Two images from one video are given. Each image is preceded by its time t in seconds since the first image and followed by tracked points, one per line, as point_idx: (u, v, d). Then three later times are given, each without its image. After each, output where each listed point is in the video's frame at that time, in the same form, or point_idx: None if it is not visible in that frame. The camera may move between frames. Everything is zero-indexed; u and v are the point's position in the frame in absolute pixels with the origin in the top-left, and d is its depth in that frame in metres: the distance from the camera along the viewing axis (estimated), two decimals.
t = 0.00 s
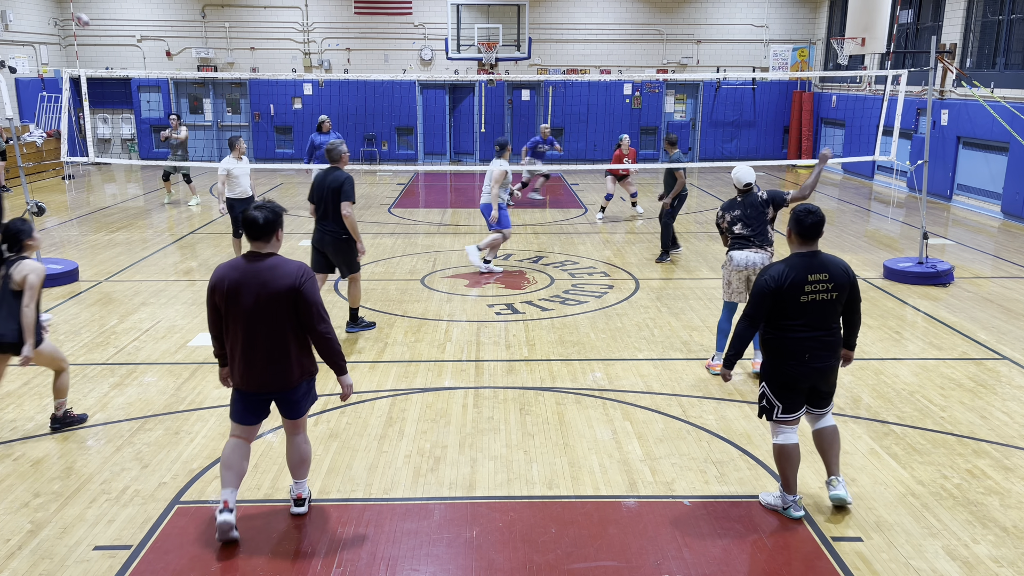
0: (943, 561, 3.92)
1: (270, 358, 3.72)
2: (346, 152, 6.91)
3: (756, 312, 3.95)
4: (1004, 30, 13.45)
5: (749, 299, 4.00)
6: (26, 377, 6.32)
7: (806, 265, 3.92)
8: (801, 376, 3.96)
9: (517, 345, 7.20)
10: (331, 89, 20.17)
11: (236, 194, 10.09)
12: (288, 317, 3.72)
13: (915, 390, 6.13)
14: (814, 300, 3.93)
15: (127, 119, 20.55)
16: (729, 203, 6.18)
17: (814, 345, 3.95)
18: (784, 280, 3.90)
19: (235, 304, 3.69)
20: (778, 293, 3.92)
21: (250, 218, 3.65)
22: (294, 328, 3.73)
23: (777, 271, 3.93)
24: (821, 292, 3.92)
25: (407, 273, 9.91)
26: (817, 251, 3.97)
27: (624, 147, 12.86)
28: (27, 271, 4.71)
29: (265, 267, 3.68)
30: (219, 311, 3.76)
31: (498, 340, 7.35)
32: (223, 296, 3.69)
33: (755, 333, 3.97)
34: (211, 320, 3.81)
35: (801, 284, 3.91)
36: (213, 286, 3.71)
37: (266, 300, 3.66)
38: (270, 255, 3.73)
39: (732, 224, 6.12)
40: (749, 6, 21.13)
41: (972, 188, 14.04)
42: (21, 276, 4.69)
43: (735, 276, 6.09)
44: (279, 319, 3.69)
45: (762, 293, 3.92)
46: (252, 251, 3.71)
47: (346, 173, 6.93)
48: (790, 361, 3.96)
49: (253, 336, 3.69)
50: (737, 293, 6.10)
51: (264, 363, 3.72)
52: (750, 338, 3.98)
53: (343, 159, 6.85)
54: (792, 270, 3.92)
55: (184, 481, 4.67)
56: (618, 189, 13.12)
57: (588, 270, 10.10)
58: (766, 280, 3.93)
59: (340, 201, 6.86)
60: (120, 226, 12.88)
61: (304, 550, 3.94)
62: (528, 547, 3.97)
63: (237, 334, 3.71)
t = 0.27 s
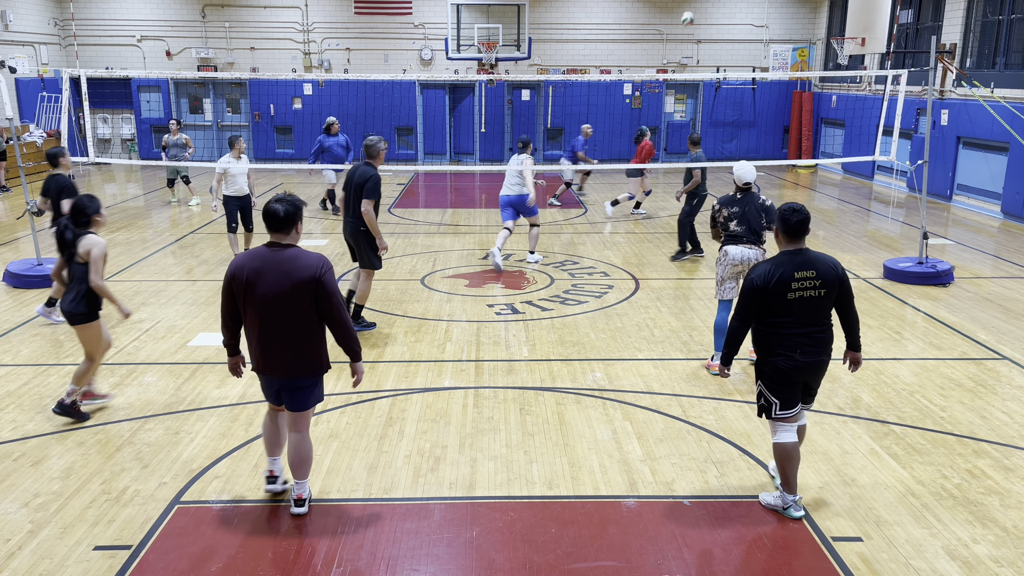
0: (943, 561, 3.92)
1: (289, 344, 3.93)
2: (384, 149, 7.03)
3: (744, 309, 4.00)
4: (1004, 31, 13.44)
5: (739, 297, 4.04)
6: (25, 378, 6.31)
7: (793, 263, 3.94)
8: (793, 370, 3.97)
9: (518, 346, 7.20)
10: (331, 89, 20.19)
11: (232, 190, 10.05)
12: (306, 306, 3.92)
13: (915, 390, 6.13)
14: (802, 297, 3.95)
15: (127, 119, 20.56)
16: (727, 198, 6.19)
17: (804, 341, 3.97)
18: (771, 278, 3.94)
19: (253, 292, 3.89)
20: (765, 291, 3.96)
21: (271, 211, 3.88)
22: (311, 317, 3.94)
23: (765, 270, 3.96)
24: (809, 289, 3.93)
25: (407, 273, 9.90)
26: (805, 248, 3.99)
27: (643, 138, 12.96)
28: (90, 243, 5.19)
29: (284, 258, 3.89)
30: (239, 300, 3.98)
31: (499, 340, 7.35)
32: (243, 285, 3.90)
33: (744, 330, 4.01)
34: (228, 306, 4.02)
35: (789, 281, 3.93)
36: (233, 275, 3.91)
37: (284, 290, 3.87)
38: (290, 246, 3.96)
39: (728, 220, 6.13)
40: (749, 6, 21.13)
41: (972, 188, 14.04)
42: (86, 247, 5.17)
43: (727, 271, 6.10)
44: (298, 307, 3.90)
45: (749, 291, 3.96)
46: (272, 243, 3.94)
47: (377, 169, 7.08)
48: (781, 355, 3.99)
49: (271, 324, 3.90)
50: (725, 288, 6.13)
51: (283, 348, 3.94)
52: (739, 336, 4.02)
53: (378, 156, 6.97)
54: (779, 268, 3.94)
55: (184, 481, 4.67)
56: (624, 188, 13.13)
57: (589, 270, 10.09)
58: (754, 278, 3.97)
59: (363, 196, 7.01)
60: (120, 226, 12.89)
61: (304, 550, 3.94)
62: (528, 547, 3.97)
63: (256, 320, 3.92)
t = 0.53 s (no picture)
0: (943, 561, 3.92)
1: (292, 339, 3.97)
2: (417, 155, 7.05)
3: (738, 305, 4.04)
4: (1005, 31, 13.44)
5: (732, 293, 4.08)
6: (25, 378, 6.31)
7: (785, 258, 3.98)
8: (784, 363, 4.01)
9: (518, 346, 7.20)
10: (331, 89, 20.21)
11: (225, 188, 10.07)
12: (311, 303, 3.94)
13: (914, 390, 6.13)
14: (794, 291, 3.97)
15: (127, 119, 20.57)
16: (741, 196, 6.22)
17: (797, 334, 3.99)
18: (764, 272, 3.97)
19: (259, 288, 3.94)
20: (758, 286, 3.99)
21: (281, 209, 3.94)
22: (317, 313, 3.96)
23: (756, 266, 4.00)
24: (801, 282, 3.96)
25: (408, 274, 9.90)
26: (794, 245, 4.04)
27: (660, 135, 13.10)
28: (168, 259, 5.31)
29: (290, 256, 3.92)
30: (248, 295, 4.04)
31: (499, 340, 7.35)
32: (251, 281, 3.95)
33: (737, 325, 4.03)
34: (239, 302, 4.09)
35: (780, 276, 3.97)
36: (242, 271, 3.97)
37: (288, 286, 3.90)
38: (298, 243, 3.99)
39: (739, 218, 6.15)
40: (749, 6, 21.13)
41: (972, 188, 14.04)
42: (162, 261, 5.33)
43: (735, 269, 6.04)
44: (301, 302, 3.93)
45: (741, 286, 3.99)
46: (280, 239, 3.98)
47: (407, 173, 7.11)
48: (772, 349, 4.02)
49: (277, 320, 3.95)
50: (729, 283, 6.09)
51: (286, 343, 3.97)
52: (733, 331, 4.04)
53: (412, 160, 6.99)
54: (770, 264, 3.97)
55: (184, 482, 4.67)
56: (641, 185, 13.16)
57: (589, 270, 10.09)
58: (747, 274, 4.01)
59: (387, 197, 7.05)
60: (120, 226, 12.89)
61: (305, 550, 3.93)
62: (528, 547, 3.98)
63: (262, 316, 3.96)
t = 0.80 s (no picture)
0: (943, 561, 3.92)
1: (292, 334, 4.01)
2: (446, 159, 7.11)
3: (731, 302, 4.14)
4: (1005, 31, 13.44)
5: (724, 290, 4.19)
6: (24, 378, 6.30)
7: (773, 252, 4.15)
8: (773, 354, 4.20)
9: (518, 346, 7.19)
10: (331, 89, 20.21)
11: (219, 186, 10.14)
12: (307, 298, 3.96)
13: (914, 390, 6.13)
14: (784, 283, 4.15)
15: (127, 119, 20.55)
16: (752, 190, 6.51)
17: (786, 324, 4.18)
18: (754, 268, 4.12)
19: (259, 283, 3.98)
20: (749, 281, 4.13)
21: (279, 205, 3.96)
22: (313, 309, 3.98)
23: (746, 262, 4.14)
24: (790, 274, 4.14)
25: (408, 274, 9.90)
26: (780, 240, 4.21)
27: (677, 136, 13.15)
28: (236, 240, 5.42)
29: (287, 252, 3.94)
30: (252, 290, 4.09)
31: (499, 340, 7.35)
32: (252, 276, 4.01)
33: (733, 321, 4.16)
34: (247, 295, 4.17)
35: (770, 270, 4.12)
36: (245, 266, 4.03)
37: (285, 283, 3.92)
38: (297, 239, 4.01)
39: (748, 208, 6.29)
40: (749, 6, 21.14)
41: (972, 188, 14.04)
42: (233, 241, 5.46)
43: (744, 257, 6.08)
44: (298, 297, 3.94)
45: (734, 283, 4.12)
46: (280, 235, 4.01)
47: (437, 175, 7.17)
48: (763, 340, 4.19)
49: (276, 315, 3.99)
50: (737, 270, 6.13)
51: (285, 336, 4.02)
52: (729, 327, 4.17)
53: (442, 163, 7.07)
54: (760, 259, 4.13)
55: (184, 482, 4.67)
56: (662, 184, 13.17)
57: (589, 270, 10.09)
58: (738, 270, 4.14)
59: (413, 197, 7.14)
60: (120, 225, 12.89)
61: (305, 551, 3.93)
62: (528, 547, 3.98)
63: (263, 311, 4.02)
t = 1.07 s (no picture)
0: (943, 561, 3.92)
1: (289, 335, 4.01)
2: (466, 154, 7.14)
3: (707, 298, 4.19)
4: (1005, 30, 13.43)
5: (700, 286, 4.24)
6: (24, 378, 6.30)
7: (748, 251, 4.19)
8: (744, 350, 4.28)
9: (518, 346, 7.19)
10: (331, 89, 20.21)
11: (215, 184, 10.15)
12: (302, 298, 3.95)
13: (914, 390, 6.13)
14: (758, 282, 4.21)
15: (127, 119, 20.54)
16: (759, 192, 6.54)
17: (759, 322, 4.25)
18: (730, 266, 4.16)
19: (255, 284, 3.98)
20: (725, 279, 4.17)
21: (273, 206, 3.96)
22: (308, 310, 3.98)
23: (723, 260, 4.17)
24: (764, 274, 4.20)
25: (408, 274, 9.90)
26: (757, 240, 4.25)
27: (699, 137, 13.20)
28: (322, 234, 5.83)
29: (282, 253, 3.93)
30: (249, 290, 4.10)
31: (499, 340, 7.35)
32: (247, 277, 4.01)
33: (708, 317, 4.23)
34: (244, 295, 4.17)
35: (745, 269, 4.18)
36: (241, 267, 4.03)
37: (280, 284, 3.92)
38: (291, 240, 4.02)
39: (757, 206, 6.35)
40: (749, 6, 21.13)
41: (972, 188, 14.04)
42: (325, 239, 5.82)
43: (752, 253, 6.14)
44: (295, 298, 3.94)
45: (710, 280, 4.16)
46: (274, 236, 4.01)
47: (458, 171, 7.19)
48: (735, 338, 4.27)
49: (272, 315, 3.99)
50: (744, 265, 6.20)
51: (282, 337, 4.01)
52: (704, 323, 4.24)
53: (461, 158, 7.10)
54: (737, 258, 4.16)
55: (185, 482, 4.67)
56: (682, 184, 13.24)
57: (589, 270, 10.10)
58: (714, 267, 4.17)
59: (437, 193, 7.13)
60: (120, 225, 12.88)
61: (304, 551, 3.93)
62: (528, 547, 3.98)
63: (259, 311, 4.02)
